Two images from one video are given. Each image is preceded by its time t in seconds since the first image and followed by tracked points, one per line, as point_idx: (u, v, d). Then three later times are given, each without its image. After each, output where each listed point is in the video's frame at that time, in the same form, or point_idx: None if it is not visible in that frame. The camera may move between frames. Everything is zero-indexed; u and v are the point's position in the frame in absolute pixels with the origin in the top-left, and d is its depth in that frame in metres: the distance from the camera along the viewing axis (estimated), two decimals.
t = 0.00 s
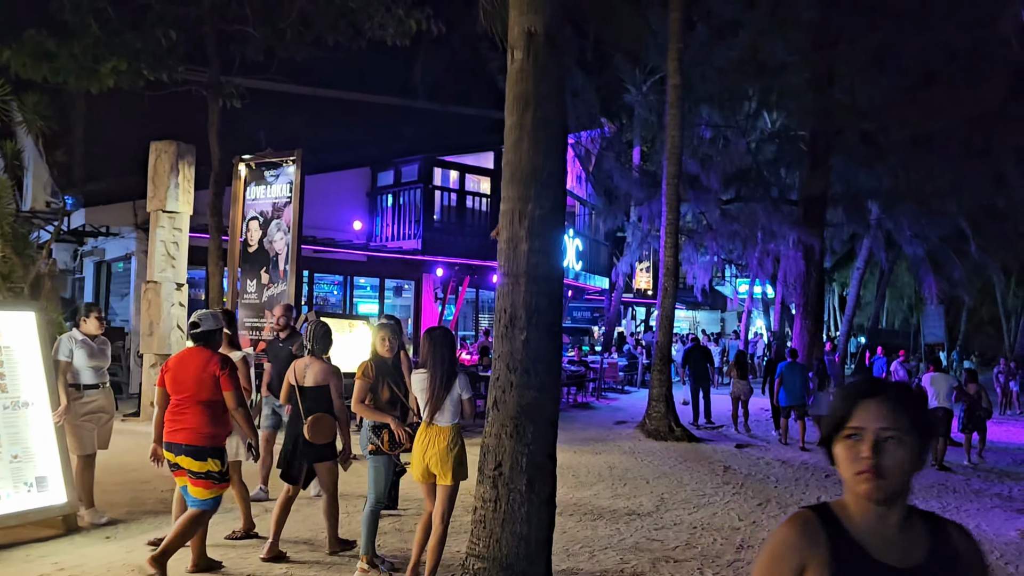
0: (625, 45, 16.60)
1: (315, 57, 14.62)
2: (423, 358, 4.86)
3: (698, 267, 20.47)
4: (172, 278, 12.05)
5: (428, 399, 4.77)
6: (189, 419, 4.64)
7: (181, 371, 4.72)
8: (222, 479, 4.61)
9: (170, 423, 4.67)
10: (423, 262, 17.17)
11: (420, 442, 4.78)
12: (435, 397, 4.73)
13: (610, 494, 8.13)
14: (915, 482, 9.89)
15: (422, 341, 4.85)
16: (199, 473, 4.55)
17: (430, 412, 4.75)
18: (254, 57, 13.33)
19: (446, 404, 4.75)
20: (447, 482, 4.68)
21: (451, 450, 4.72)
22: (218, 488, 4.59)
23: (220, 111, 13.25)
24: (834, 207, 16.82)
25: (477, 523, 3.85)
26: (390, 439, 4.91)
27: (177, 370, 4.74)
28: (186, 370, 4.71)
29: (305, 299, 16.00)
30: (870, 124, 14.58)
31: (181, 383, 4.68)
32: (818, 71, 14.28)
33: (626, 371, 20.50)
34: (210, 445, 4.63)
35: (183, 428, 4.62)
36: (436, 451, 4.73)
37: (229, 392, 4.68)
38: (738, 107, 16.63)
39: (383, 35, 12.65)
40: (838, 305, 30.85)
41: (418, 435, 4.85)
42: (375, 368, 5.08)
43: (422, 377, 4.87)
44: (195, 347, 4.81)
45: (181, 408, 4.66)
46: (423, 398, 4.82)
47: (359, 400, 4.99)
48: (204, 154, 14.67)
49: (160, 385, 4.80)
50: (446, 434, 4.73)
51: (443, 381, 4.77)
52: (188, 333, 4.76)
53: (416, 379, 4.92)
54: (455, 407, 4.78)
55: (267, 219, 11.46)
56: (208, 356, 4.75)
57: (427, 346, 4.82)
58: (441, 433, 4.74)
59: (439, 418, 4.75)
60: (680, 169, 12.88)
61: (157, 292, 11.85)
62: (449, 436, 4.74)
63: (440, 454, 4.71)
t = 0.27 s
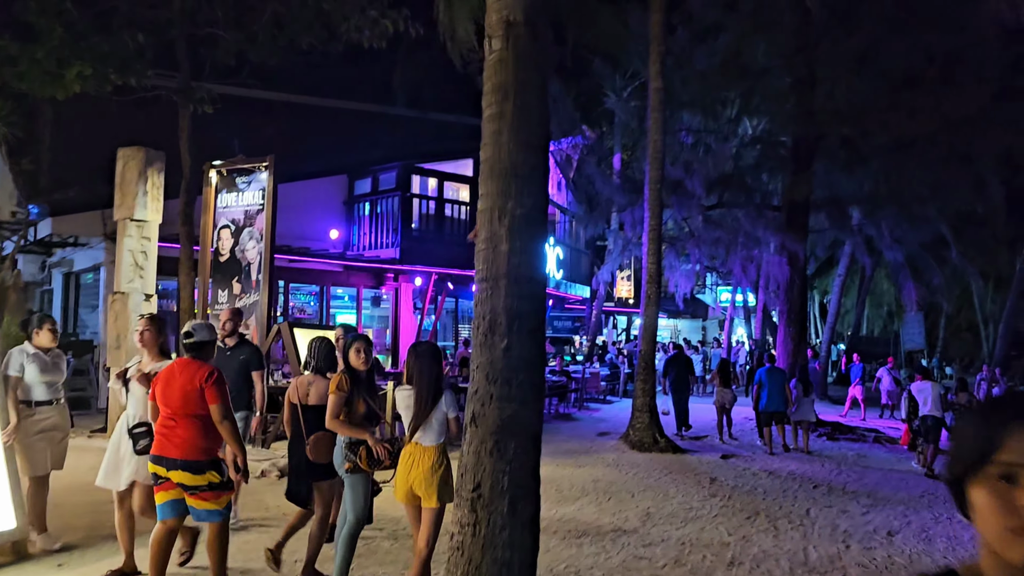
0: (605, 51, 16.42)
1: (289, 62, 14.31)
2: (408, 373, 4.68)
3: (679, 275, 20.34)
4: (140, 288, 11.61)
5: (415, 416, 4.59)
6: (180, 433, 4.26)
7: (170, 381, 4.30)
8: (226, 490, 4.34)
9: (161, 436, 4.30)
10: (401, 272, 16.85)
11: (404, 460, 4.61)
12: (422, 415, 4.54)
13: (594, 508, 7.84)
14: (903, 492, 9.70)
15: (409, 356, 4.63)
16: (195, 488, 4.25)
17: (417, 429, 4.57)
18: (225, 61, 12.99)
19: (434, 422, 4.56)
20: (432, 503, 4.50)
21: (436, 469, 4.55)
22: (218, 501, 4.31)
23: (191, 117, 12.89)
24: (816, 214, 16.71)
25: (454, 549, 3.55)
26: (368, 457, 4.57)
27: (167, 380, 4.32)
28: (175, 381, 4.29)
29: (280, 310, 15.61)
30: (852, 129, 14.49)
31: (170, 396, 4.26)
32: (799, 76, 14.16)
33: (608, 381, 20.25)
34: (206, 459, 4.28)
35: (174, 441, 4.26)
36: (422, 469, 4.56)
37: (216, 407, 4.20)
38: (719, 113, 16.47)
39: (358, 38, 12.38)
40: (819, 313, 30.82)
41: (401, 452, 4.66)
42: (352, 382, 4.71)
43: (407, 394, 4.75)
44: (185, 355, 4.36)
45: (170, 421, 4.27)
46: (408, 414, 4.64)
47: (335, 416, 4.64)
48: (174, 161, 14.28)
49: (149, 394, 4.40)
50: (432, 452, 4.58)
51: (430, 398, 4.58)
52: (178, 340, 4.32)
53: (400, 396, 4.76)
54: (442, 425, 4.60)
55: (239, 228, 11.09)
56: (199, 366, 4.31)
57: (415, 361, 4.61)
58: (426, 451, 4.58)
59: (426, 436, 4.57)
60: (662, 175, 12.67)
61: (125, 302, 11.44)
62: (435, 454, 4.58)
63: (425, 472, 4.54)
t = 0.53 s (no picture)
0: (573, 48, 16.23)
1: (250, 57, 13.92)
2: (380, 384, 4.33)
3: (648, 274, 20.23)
4: (93, 290, 11.23)
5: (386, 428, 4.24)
6: (173, 452, 3.94)
7: (163, 398, 3.99)
8: (218, 510, 4.03)
9: (152, 457, 3.97)
10: (367, 272, 16.51)
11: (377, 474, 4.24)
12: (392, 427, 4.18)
13: (564, 515, 7.62)
14: (875, 492, 9.61)
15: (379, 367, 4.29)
16: (191, 507, 3.94)
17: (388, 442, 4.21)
18: (183, 55, 12.58)
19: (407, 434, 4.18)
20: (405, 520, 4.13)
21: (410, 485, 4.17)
22: (212, 523, 4.00)
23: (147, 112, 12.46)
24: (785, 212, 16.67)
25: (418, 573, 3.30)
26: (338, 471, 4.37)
27: (159, 396, 4.01)
28: (169, 397, 3.98)
29: (242, 312, 15.18)
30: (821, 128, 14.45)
31: (164, 413, 3.95)
32: (768, 74, 14.08)
33: (577, 381, 20.06)
34: (201, 478, 3.97)
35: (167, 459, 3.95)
36: (395, 483, 4.18)
37: (214, 426, 3.93)
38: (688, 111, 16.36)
39: (321, 32, 12.06)
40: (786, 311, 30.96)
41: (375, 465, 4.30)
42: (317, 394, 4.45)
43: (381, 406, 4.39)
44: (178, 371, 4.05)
45: (164, 440, 3.95)
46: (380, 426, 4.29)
47: (299, 431, 4.34)
48: (131, 159, 13.81)
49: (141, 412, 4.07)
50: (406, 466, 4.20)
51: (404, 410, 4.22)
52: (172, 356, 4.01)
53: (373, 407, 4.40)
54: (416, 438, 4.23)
55: (197, 227, 10.69)
56: (194, 383, 4.01)
57: (384, 372, 4.26)
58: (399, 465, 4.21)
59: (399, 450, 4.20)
60: (632, 172, 12.50)
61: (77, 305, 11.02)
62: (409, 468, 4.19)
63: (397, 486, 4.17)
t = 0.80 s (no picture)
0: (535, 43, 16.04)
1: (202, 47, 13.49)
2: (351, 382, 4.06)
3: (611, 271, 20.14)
4: (37, 287, 10.72)
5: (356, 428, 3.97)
6: (148, 449, 4.08)
7: (137, 397, 4.13)
8: (180, 512, 4.14)
9: (122, 451, 4.10)
10: (326, 269, 16.13)
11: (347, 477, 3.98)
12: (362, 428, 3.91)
13: (528, 517, 7.39)
14: (840, 488, 9.55)
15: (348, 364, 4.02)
16: (159, 505, 4.05)
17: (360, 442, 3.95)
18: (131, 45, 12.12)
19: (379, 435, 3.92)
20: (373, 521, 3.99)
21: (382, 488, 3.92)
22: (174, 523, 4.13)
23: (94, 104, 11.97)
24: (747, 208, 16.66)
25: None
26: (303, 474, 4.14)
27: (134, 394, 4.14)
28: (145, 396, 4.12)
29: (195, 311, 14.69)
30: (783, 124, 14.43)
31: (141, 412, 4.10)
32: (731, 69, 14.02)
33: (540, 380, 19.86)
34: (169, 478, 4.11)
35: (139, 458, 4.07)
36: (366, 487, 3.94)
37: (195, 424, 4.15)
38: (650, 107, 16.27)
39: (277, 22, 11.71)
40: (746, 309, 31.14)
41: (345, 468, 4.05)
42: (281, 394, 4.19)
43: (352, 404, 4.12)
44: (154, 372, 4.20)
45: (137, 438, 4.08)
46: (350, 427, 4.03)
47: (263, 432, 4.07)
48: (77, 152, 13.27)
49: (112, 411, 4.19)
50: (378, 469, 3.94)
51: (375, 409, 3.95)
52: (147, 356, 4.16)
53: (343, 406, 4.13)
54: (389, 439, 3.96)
55: (146, 222, 10.25)
56: (170, 384, 4.17)
57: (353, 369, 3.99)
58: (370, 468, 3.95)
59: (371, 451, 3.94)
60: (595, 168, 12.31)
61: (19, 304, 10.57)
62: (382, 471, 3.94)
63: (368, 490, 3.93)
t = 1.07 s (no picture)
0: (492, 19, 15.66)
1: (143, 20, 12.87)
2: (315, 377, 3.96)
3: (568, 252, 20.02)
4: None
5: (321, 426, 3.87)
6: (103, 458, 3.74)
7: (89, 404, 3.74)
8: (144, 519, 3.86)
9: (79, 462, 3.76)
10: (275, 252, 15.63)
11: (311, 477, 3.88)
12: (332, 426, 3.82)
13: (484, 508, 7.14)
14: (800, 472, 9.49)
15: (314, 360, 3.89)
16: (119, 516, 3.76)
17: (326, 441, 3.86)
18: (64, 16, 11.45)
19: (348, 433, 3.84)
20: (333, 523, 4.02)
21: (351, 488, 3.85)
22: (141, 528, 3.86)
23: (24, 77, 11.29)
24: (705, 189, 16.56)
25: None
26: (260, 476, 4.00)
27: (84, 400, 3.76)
28: (94, 402, 3.74)
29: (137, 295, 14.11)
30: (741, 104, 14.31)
31: (92, 420, 3.73)
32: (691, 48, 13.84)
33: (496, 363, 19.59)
34: (129, 485, 3.80)
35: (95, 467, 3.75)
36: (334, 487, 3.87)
37: (150, 429, 3.77)
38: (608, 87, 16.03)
39: None
40: (702, 290, 31.29)
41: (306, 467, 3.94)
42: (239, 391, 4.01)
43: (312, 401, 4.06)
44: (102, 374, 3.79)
45: (92, 446, 3.74)
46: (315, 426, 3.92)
47: (224, 434, 3.89)
48: (8, 128, 12.58)
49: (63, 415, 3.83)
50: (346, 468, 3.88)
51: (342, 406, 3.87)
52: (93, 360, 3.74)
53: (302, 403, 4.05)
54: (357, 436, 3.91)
55: (80, 203, 9.64)
56: (122, 387, 3.78)
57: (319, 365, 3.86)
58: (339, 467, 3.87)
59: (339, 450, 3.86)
60: (552, 148, 12.04)
61: None
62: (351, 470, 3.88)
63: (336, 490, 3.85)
